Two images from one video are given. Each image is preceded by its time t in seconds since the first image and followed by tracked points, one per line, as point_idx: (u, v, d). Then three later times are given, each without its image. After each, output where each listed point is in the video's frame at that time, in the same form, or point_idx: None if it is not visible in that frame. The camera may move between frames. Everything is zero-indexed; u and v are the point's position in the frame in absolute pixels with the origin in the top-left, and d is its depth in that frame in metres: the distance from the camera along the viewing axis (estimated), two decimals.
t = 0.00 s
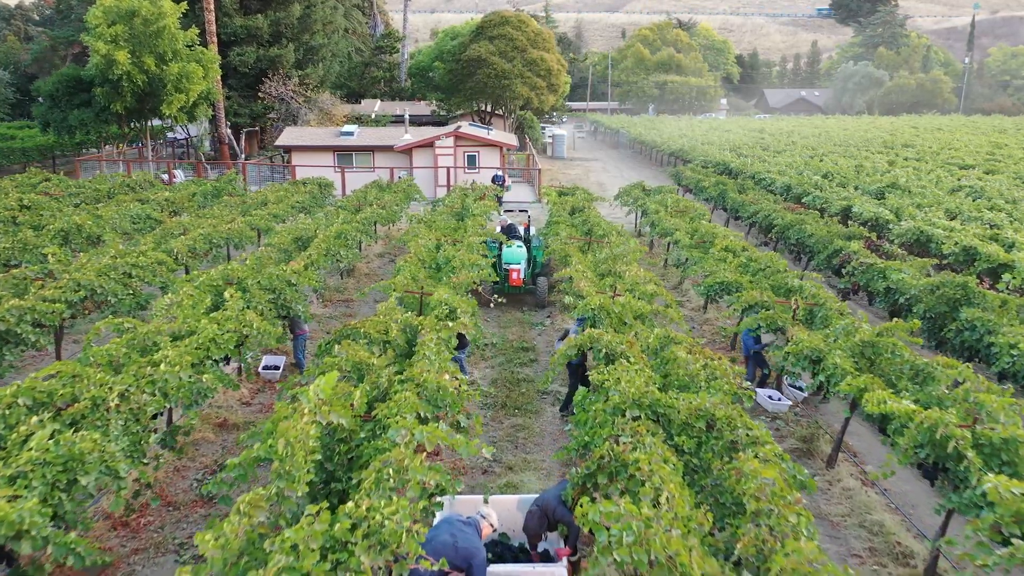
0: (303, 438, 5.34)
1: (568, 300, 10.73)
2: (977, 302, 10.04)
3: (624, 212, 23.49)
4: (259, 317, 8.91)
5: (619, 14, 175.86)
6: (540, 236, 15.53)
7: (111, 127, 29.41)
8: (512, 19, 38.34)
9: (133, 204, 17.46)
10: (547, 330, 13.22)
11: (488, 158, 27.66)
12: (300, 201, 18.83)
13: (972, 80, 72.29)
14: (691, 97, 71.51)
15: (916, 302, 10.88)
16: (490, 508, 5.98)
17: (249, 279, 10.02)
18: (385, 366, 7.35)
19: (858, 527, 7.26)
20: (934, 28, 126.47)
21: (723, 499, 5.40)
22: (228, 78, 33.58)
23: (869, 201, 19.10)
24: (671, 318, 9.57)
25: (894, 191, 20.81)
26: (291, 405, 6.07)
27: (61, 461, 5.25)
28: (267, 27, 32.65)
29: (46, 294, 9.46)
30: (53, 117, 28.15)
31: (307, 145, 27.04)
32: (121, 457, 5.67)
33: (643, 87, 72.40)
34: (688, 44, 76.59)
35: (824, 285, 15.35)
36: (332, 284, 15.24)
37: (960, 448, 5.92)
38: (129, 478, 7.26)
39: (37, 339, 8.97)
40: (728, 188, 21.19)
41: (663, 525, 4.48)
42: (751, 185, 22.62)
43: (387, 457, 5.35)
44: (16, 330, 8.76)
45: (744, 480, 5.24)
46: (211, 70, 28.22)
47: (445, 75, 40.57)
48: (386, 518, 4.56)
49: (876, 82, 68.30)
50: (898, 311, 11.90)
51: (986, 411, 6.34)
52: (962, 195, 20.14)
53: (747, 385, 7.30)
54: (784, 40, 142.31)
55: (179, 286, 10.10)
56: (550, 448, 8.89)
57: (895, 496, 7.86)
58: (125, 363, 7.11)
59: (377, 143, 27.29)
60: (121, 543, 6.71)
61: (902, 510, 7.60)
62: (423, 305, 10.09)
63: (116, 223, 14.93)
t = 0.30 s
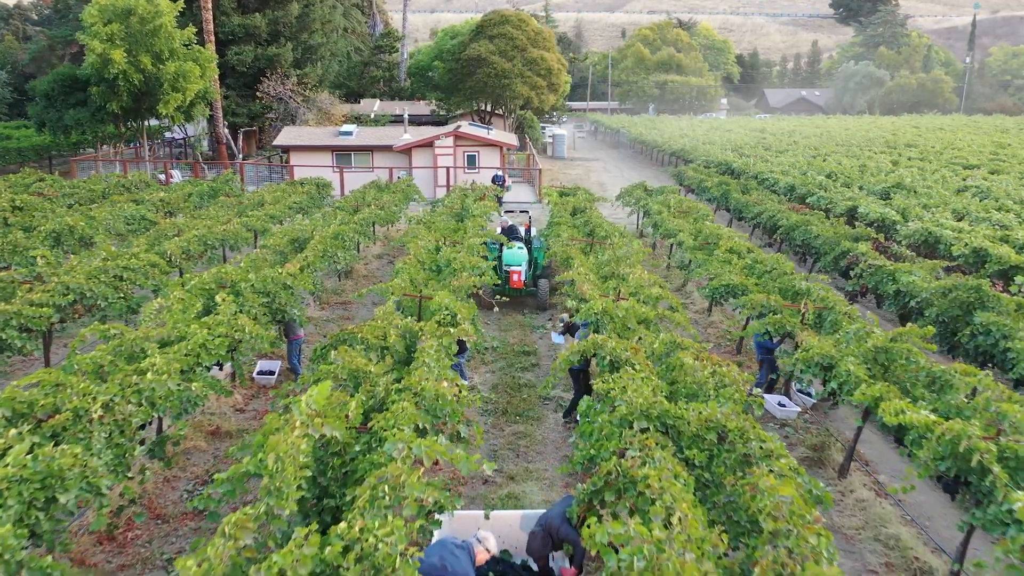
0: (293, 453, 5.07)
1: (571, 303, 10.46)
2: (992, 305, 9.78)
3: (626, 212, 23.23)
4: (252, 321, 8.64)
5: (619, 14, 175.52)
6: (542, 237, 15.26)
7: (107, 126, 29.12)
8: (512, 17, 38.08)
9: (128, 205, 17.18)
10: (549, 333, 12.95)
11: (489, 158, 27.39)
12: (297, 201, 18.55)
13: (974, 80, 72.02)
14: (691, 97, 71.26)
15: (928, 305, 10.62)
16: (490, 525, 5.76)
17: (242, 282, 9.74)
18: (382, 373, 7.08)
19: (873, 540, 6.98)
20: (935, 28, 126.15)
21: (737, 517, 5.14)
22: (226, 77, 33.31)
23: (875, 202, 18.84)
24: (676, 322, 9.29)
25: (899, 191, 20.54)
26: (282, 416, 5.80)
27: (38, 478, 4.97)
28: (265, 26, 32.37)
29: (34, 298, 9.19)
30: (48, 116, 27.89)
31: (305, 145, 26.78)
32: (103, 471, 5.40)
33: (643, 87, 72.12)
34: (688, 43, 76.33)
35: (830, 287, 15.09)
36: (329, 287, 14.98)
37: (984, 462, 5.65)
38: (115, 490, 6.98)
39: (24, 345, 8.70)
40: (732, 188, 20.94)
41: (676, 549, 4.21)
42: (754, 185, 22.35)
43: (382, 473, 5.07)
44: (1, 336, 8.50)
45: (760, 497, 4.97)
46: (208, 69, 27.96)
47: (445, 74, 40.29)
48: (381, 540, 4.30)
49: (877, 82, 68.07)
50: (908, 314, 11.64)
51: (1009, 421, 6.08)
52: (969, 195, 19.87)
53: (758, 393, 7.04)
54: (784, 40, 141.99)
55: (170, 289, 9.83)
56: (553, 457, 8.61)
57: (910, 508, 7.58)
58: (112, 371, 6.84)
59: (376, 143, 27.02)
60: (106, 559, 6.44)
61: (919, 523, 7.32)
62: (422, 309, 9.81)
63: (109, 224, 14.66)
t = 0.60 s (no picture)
0: (283, 469, 4.80)
1: (573, 307, 10.18)
2: (1006, 309, 9.52)
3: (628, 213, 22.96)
4: (245, 327, 8.37)
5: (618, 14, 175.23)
6: (543, 239, 15.00)
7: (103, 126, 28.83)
8: (512, 16, 37.83)
9: (123, 205, 16.90)
10: (550, 337, 12.68)
11: (489, 157, 27.13)
12: (294, 202, 18.27)
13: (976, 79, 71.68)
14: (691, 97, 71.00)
15: (940, 308, 10.36)
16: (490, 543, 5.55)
17: (235, 286, 9.46)
18: (378, 382, 6.81)
19: (889, 555, 6.71)
20: (936, 28, 125.73)
21: (752, 536, 4.87)
22: (223, 76, 33.02)
23: (880, 202, 18.57)
24: (682, 327, 9.00)
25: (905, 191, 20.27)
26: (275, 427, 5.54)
27: (13, 496, 4.70)
28: (263, 25, 32.09)
29: (20, 302, 8.92)
30: (43, 116, 27.60)
31: (303, 145, 26.50)
32: (82, 488, 5.12)
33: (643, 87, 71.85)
34: (688, 43, 76.04)
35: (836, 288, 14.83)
36: (327, 289, 14.70)
37: (1010, 477, 5.39)
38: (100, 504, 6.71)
39: (8, 351, 8.42)
40: (735, 188, 20.67)
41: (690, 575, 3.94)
42: (758, 186, 22.08)
43: (378, 491, 4.80)
44: None
45: (777, 516, 4.70)
46: (205, 68, 27.69)
47: (444, 74, 40.00)
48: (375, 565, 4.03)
49: (878, 82, 67.81)
50: (918, 317, 11.39)
51: None
52: (975, 195, 19.60)
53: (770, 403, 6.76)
54: (784, 40, 141.65)
55: (161, 292, 9.56)
56: (556, 466, 8.34)
57: (926, 520, 7.32)
58: (96, 380, 6.57)
59: (375, 142, 26.75)
60: None
61: (935, 535, 7.06)
62: (420, 313, 9.53)
63: (102, 225, 14.38)
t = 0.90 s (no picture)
0: (271, 487, 4.52)
1: (577, 311, 9.92)
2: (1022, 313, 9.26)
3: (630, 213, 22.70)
4: (236, 331, 8.10)
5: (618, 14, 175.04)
6: (544, 240, 14.74)
7: (99, 125, 28.55)
8: (512, 15, 37.55)
9: (116, 206, 16.63)
10: (552, 340, 12.41)
11: (488, 157, 26.86)
12: (291, 203, 17.99)
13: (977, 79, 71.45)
14: (691, 97, 70.74)
15: (952, 312, 10.11)
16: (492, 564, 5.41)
17: (228, 289, 9.17)
18: (374, 391, 6.54)
19: (906, 570, 6.45)
20: (936, 28, 125.36)
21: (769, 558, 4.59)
22: (221, 75, 32.75)
23: (886, 202, 18.31)
24: (689, 332, 8.72)
25: (910, 192, 20.02)
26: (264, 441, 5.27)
27: None
28: (260, 24, 31.81)
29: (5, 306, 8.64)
30: (38, 115, 27.32)
31: (301, 145, 26.22)
32: (60, 506, 4.85)
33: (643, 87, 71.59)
34: (688, 43, 75.73)
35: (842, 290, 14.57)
36: (324, 291, 14.44)
37: None
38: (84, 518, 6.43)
39: None
40: (738, 188, 20.42)
41: None
42: (761, 186, 21.81)
43: (371, 510, 4.53)
44: None
45: (795, 536, 4.43)
46: (202, 67, 27.41)
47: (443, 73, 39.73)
48: None
49: (879, 81, 67.56)
50: (929, 321, 11.12)
51: None
52: (981, 196, 19.35)
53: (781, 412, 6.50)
54: (784, 40, 141.36)
55: (151, 295, 9.27)
56: (558, 477, 8.07)
57: (943, 533, 7.06)
58: (79, 389, 6.29)
59: (374, 142, 26.49)
60: None
61: (953, 549, 6.79)
62: (418, 317, 9.26)
63: (95, 226, 14.10)
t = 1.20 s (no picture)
0: (256, 507, 4.24)
1: (579, 315, 9.64)
2: None
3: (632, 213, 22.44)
4: (227, 336, 7.84)
5: (618, 14, 174.75)
6: (545, 241, 14.47)
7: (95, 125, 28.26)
8: (512, 14, 37.30)
9: (110, 206, 16.36)
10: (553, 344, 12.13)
11: (488, 157, 26.59)
12: (288, 203, 17.72)
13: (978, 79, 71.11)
14: (691, 96, 70.57)
15: (965, 315, 9.83)
16: None
17: (219, 292, 8.90)
18: (369, 400, 6.26)
19: None
20: (937, 28, 125.01)
21: None
22: (218, 75, 32.48)
23: (892, 202, 18.05)
24: (695, 337, 8.43)
25: (915, 192, 19.77)
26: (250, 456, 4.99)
27: None
28: (258, 22, 31.53)
29: None
30: (33, 114, 27.05)
31: (298, 144, 25.93)
32: (32, 527, 4.57)
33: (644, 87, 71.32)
34: (688, 42, 75.42)
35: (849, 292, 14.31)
36: (321, 294, 14.18)
37: None
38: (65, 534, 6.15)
39: None
40: (741, 188, 20.15)
41: None
42: (764, 186, 21.55)
43: (363, 533, 4.25)
44: None
45: (815, 560, 4.15)
46: (199, 66, 27.13)
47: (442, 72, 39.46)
48: None
49: (880, 81, 67.28)
50: (940, 324, 10.86)
51: None
52: (987, 196, 19.10)
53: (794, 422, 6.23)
54: (785, 40, 141.13)
55: (141, 299, 9.00)
56: (560, 487, 7.79)
57: (961, 548, 6.80)
58: (59, 399, 6.02)
59: (372, 142, 26.23)
60: None
61: (972, 565, 6.52)
62: (415, 322, 8.98)
63: (87, 227, 13.83)
